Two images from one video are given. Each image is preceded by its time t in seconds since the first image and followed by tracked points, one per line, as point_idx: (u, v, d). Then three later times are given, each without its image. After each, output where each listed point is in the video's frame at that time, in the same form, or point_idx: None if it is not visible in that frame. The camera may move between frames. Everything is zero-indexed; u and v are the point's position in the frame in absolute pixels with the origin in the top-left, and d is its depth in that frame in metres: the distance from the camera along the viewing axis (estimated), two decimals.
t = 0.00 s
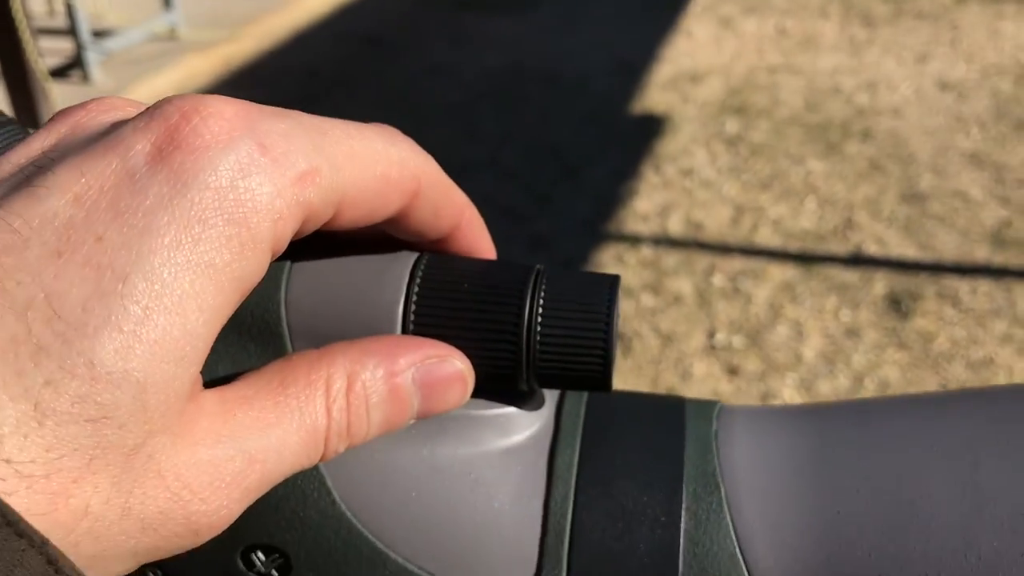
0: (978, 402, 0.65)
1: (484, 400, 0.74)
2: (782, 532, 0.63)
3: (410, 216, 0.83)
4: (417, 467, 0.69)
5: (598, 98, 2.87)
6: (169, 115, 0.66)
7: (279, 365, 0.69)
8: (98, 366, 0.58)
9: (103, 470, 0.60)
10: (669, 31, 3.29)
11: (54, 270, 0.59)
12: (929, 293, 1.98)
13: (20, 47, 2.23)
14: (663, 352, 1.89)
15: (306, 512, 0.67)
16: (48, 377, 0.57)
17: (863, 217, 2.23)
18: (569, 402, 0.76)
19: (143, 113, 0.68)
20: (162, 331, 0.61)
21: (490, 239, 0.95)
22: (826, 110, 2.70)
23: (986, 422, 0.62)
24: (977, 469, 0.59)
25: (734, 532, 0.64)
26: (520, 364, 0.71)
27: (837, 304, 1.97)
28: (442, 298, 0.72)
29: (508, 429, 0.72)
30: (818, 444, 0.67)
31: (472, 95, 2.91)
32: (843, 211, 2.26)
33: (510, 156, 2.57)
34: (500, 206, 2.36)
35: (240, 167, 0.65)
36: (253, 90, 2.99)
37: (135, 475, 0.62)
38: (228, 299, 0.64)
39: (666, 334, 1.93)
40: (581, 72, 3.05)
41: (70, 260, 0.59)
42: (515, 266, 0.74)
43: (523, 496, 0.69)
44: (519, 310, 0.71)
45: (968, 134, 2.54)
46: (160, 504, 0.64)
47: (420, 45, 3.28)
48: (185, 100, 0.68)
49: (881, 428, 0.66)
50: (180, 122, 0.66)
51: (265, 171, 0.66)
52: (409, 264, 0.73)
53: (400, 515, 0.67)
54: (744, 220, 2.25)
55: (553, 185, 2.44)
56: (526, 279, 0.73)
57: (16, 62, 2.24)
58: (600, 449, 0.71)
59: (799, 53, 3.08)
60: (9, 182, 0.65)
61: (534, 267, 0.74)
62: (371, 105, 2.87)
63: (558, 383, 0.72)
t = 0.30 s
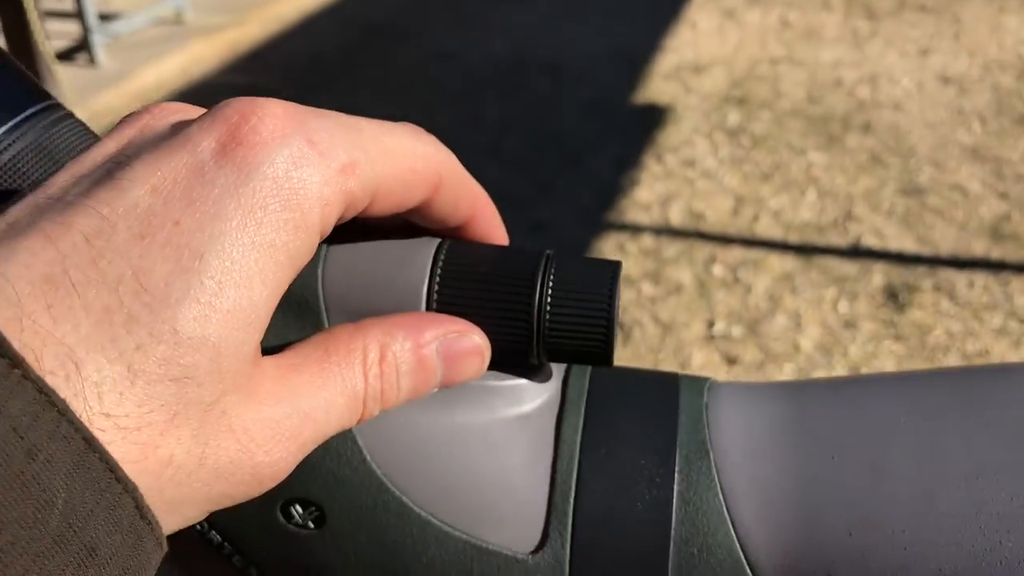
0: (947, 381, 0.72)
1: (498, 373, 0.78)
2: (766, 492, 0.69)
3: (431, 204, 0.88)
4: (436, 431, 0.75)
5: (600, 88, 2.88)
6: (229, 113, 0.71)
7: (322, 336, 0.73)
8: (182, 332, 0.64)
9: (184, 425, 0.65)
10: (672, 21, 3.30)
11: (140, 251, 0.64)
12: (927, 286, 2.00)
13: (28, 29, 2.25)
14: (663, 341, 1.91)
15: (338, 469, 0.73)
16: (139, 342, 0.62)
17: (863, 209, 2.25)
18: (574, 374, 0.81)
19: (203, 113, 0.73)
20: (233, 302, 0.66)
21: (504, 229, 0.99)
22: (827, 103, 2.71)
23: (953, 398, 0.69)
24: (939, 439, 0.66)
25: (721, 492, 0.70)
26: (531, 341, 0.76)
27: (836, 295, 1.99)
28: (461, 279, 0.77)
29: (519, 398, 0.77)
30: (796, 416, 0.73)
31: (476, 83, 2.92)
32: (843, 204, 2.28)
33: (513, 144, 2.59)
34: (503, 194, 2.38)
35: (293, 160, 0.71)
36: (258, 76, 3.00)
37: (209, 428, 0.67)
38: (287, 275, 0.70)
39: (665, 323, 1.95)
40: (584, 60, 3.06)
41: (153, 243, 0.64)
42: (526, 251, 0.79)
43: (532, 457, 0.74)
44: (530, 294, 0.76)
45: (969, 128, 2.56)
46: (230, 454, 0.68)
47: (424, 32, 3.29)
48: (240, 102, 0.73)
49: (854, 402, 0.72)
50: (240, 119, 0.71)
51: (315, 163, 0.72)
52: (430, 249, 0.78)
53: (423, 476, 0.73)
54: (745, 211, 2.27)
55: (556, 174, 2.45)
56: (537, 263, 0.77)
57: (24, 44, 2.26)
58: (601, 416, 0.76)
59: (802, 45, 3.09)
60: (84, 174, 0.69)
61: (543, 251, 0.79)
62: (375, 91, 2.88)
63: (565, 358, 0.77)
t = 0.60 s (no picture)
0: (980, 379, 0.72)
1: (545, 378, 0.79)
2: (810, 493, 0.70)
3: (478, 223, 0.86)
4: (489, 437, 0.75)
5: (597, 78, 2.88)
6: (292, 150, 0.70)
7: (376, 354, 0.73)
8: (251, 369, 0.63)
9: (253, 453, 0.64)
10: (668, 10, 3.30)
11: (209, 290, 0.63)
12: (925, 272, 2.01)
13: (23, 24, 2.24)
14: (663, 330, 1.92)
15: (393, 475, 0.73)
16: (211, 380, 0.61)
17: (860, 197, 2.26)
18: (618, 379, 0.82)
19: (267, 149, 0.72)
20: (300, 339, 0.65)
21: (547, 237, 0.97)
22: (824, 91, 2.72)
23: (987, 396, 0.69)
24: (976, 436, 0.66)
25: (767, 491, 0.71)
26: (579, 347, 0.76)
27: (835, 283, 2.00)
28: (509, 288, 0.77)
29: (566, 403, 0.78)
30: (839, 416, 0.74)
31: (472, 75, 2.92)
32: (840, 191, 2.28)
33: (511, 135, 2.59)
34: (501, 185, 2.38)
35: (355, 197, 0.70)
36: (254, 69, 2.99)
37: (277, 454, 0.66)
38: (350, 310, 0.69)
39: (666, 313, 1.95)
40: (580, 51, 3.06)
41: (222, 281, 0.64)
42: (572, 259, 0.79)
43: (583, 462, 0.74)
44: (578, 303, 0.76)
45: (965, 115, 2.56)
46: (296, 477, 0.68)
47: (419, 24, 3.28)
48: (303, 138, 0.72)
49: (893, 401, 0.73)
50: (303, 156, 0.70)
51: (377, 198, 0.71)
52: (478, 258, 0.78)
53: (476, 482, 0.73)
54: (743, 200, 2.27)
55: (554, 165, 2.46)
56: (583, 272, 0.77)
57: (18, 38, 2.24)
58: (650, 420, 0.77)
59: (798, 33, 3.09)
60: (151, 210, 0.69)
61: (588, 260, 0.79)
62: (371, 83, 2.88)
63: (612, 364, 0.77)
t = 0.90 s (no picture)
0: (990, 387, 0.67)
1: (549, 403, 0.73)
2: (817, 510, 0.65)
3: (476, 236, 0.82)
4: (491, 461, 0.70)
5: (579, 73, 2.87)
6: (287, 159, 0.66)
7: (366, 382, 0.67)
8: (235, 380, 0.57)
9: (236, 469, 0.58)
10: (648, 3, 3.29)
11: (196, 298, 0.58)
12: (910, 260, 2.01)
13: None
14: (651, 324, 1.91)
15: (394, 502, 0.67)
16: (193, 390, 0.56)
17: (844, 186, 2.27)
18: (622, 399, 0.76)
19: (261, 159, 0.67)
20: (288, 349, 0.60)
21: (546, 256, 0.93)
22: (805, 80, 2.72)
23: (995, 404, 0.65)
24: (986, 449, 0.62)
25: (775, 511, 0.66)
26: (583, 369, 0.70)
27: (821, 273, 2.00)
28: (505, 308, 0.71)
29: (571, 425, 0.72)
30: (845, 429, 0.69)
31: (454, 72, 2.91)
32: (824, 181, 2.29)
33: (494, 132, 2.58)
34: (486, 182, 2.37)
35: (350, 207, 0.65)
36: (234, 72, 2.97)
37: (263, 472, 0.60)
38: (344, 323, 0.64)
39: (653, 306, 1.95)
40: (561, 46, 3.05)
41: (210, 290, 0.59)
42: (570, 276, 0.73)
43: (588, 486, 0.69)
44: (581, 320, 0.70)
45: (946, 101, 2.57)
46: (284, 497, 0.62)
47: (400, 23, 3.27)
48: (299, 150, 0.67)
49: (899, 411, 0.68)
50: (298, 165, 0.65)
51: (374, 210, 0.66)
52: (479, 279, 0.72)
53: (476, 511, 0.67)
54: (727, 192, 2.27)
55: (538, 161, 2.45)
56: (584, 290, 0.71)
57: None
58: (653, 441, 0.72)
59: (778, 23, 3.10)
60: (136, 224, 0.64)
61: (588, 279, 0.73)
62: (352, 83, 2.86)
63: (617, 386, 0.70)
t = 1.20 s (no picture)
0: (973, 393, 0.65)
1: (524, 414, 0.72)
2: (799, 521, 0.63)
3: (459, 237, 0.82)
4: (466, 477, 0.68)
5: (564, 73, 2.87)
6: (254, 148, 0.65)
7: (348, 386, 0.65)
8: (193, 367, 0.56)
9: (190, 463, 0.56)
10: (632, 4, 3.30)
11: (152, 283, 0.56)
12: (896, 257, 2.02)
13: None
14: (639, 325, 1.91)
15: (367, 522, 0.66)
16: (147, 375, 0.54)
17: (829, 184, 2.27)
18: (598, 411, 0.76)
19: (229, 146, 0.66)
20: (249, 336, 0.58)
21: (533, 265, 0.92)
22: (789, 79, 2.72)
23: (979, 411, 0.63)
24: (969, 458, 0.60)
25: (757, 523, 0.65)
26: (559, 378, 0.70)
27: (807, 271, 2.00)
28: (478, 319, 0.71)
29: (547, 438, 0.71)
30: (825, 437, 0.67)
31: (438, 74, 2.90)
32: (809, 179, 2.29)
33: (480, 134, 2.57)
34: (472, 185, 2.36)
35: (317, 194, 0.63)
36: (218, 77, 2.96)
37: (219, 468, 0.58)
38: (309, 311, 0.62)
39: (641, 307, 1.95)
40: (546, 47, 3.05)
41: (167, 275, 0.57)
42: (546, 287, 0.73)
43: (565, 499, 0.68)
44: (556, 329, 0.70)
45: (930, 98, 2.58)
46: (238, 496, 0.59)
47: (384, 25, 3.26)
48: (268, 137, 0.67)
49: (881, 419, 0.66)
50: (264, 152, 0.64)
51: (341, 197, 0.65)
52: (451, 291, 0.72)
53: (450, 527, 0.66)
54: (713, 191, 2.27)
55: (524, 162, 2.44)
56: (560, 299, 0.72)
57: None
58: (631, 453, 0.71)
59: (761, 22, 3.11)
60: (99, 216, 0.63)
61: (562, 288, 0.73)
62: (336, 86, 2.85)
63: (593, 398, 0.71)
